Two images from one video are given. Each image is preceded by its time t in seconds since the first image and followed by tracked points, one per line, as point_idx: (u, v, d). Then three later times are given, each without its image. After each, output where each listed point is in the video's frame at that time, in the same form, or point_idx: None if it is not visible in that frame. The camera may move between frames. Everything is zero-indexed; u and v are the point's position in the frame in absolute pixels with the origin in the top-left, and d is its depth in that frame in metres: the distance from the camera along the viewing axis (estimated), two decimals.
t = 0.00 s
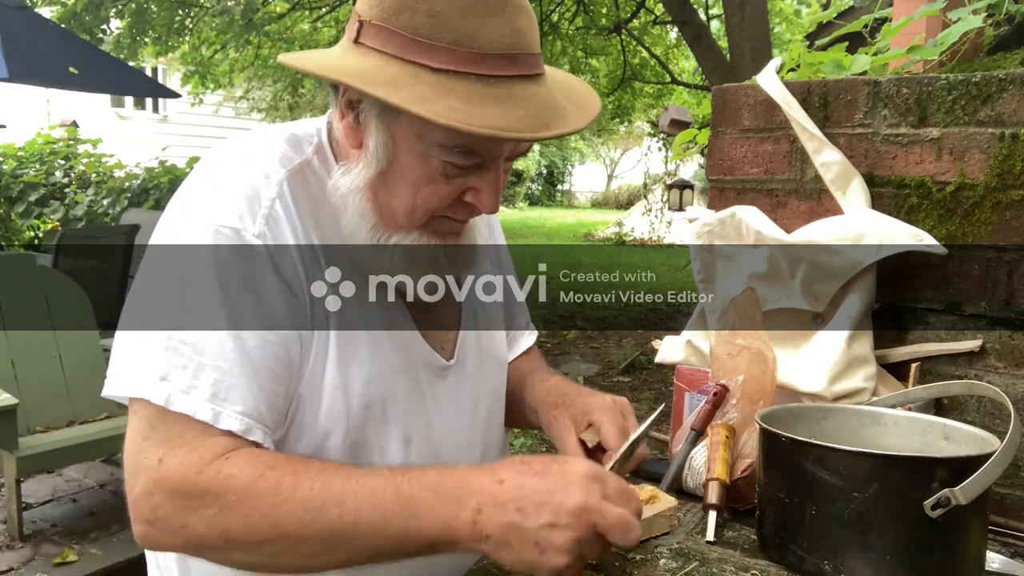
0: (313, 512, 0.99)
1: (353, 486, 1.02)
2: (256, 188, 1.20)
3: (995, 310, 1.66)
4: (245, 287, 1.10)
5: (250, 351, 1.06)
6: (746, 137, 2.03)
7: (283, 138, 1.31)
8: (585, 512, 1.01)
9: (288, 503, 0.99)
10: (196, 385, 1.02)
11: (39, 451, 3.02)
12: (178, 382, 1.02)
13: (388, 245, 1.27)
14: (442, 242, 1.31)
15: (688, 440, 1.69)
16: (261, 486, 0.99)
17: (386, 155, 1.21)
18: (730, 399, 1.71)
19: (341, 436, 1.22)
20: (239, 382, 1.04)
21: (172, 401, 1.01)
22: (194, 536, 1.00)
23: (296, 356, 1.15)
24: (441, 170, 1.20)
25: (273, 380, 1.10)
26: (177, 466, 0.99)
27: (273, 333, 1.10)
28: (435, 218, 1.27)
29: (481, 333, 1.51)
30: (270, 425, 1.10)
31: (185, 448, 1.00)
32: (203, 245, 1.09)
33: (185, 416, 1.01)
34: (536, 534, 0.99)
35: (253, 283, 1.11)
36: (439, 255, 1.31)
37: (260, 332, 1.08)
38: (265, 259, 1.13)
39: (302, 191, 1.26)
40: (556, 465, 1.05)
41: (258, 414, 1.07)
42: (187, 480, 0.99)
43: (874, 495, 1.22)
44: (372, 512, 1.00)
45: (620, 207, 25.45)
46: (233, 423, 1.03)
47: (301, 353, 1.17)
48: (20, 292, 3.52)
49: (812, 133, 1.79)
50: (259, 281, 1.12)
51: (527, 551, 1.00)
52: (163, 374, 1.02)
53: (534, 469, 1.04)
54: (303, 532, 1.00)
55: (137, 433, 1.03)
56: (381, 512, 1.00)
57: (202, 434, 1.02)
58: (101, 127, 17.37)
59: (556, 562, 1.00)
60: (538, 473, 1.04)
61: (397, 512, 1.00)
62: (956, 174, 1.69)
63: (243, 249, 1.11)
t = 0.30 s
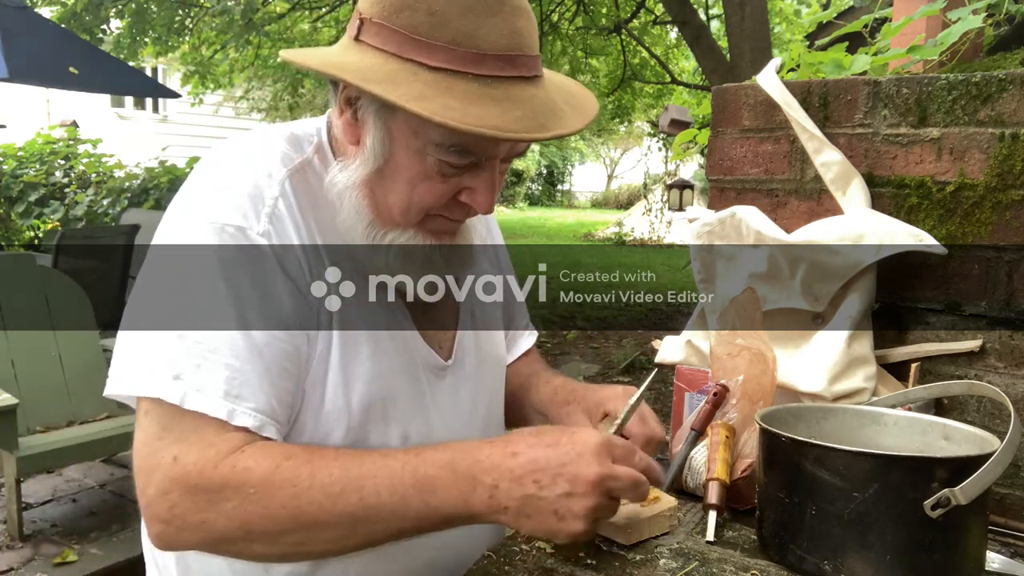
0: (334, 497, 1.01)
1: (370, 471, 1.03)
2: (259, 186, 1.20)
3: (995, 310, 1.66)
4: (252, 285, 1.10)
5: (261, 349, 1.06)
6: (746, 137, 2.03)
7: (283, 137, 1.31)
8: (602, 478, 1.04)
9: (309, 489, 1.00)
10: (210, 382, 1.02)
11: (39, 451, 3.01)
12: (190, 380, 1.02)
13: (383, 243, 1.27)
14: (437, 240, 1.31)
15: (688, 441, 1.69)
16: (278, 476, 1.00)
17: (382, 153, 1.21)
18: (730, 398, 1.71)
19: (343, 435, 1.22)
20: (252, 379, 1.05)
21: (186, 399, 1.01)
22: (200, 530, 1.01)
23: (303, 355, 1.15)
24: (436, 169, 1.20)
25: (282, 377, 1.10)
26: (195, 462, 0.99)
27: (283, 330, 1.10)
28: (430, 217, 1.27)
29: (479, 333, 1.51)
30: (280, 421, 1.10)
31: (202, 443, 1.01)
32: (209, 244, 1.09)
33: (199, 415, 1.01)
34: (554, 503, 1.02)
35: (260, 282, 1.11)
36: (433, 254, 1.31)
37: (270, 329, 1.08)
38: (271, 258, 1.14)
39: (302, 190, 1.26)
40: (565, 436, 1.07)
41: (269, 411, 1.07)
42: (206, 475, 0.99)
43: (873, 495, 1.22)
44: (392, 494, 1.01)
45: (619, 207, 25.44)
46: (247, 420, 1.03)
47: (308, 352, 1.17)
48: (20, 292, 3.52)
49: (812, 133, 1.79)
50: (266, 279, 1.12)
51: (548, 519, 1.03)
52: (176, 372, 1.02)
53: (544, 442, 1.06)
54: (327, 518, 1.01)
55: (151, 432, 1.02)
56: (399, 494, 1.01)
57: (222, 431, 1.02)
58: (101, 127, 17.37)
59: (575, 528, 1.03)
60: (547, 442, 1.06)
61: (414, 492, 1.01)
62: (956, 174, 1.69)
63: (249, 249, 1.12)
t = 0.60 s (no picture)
0: (249, 500, 1.05)
1: (287, 478, 1.07)
2: (248, 189, 1.21)
3: (995, 310, 1.66)
4: (220, 286, 1.12)
5: (218, 352, 1.08)
6: (745, 137, 2.03)
7: (284, 140, 1.31)
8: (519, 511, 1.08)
9: (224, 491, 1.04)
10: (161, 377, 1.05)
11: (39, 451, 3.02)
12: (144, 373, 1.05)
13: (381, 243, 1.28)
14: (436, 241, 1.32)
15: (688, 441, 1.69)
16: (199, 474, 1.04)
17: (382, 153, 1.21)
18: (730, 398, 1.71)
19: (332, 435, 1.23)
20: (202, 379, 1.07)
21: (136, 391, 1.04)
22: (192, 524, 1.05)
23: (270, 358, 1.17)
24: (435, 170, 1.19)
25: (241, 379, 1.12)
26: (124, 445, 1.04)
27: (245, 333, 1.11)
28: (429, 218, 1.27)
29: (479, 334, 1.52)
30: (234, 421, 1.12)
31: (135, 429, 1.04)
32: (186, 243, 1.11)
33: (146, 407, 1.05)
34: (467, 531, 1.06)
35: (231, 284, 1.13)
36: (431, 254, 1.32)
37: (230, 333, 1.10)
38: (247, 261, 1.15)
39: (298, 191, 1.27)
40: (487, 470, 1.12)
41: (221, 410, 1.09)
42: (132, 461, 1.03)
43: (874, 495, 1.22)
44: (303, 503, 1.06)
45: (619, 206, 25.45)
46: (193, 418, 1.06)
47: (280, 353, 1.18)
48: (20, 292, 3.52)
49: (812, 133, 1.79)
50: (235, 280, 1.13)
51: (458, 548, 1.06)
52: (131, 364, 1.05)
53: (466, 473, 1.11)
54: (235, 520, 1.05)
55: (100, 413, 1.06)
56: (311, 504, 1.06)
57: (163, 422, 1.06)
58: (101, 127, 17.37)
59: (486, 559, 1.05)
60: (473, 476, 1.11)
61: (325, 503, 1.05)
62: (956, 174, 1.69)
63: (226, 251, 1.12)
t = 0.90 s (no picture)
0: (260, 511, 1.05)
1: (295, 490, 1.08)
2: (239, 191, 1.21)
3: (995, 310, 1.66)
4: (217, 289, 1.11)
5: (218, 354, 1.09)
6: (746, 138, 2.03)
7: (272, 142, 1.31)
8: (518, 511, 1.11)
9: (232, 502, 1.05)
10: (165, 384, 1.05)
11: (39, 451, 3.02)
12: (148, 380, 1.05)
13: (374, 244, 1.28)
14: (429, 240, 1.32)
15: (688, 441, 1.69)
16: (209, 484, 1.04)
17: (372, 154, 1.21)
18: (730, 398, 1.71)
19: (323, 437, 1.23)
20: (206, 384, 1.07)
21: (141, 399, 1.04)
22: (200, 533, 1.05)
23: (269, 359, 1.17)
24: (426, 170, 1.20)
25: (240, 383, 1.12)
26: (131, 456, 1.04)
27: (244, 335, 1.12)
28: (421, 217, 1.27)
29: (470, 333, 1.50)
30: (236, 423, 1.13)
31: (140, 440, 1.04)
32: (180, 248, 1.11)
33: (151, 414, 1.05)
34: (468, 533, 1.08)
35: (228, 287, 1.13)
36: (426, 254, 1.33)
37: (229, 335, 1.10)
38: (240, 263, 1.15)
39: (288, 193, 1.26)
40: (486, 479, 1.16)
41: (224, 412, 1.10)
42: (139, 471, 1.03)
43: (874, 496, 1.22)
44: (311, 514, 1.06)
45: (619, 207, 25.45)
46: (199, 422, 1.06)
47: (278, 353, 1.18)
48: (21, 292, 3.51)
49: (812, 133, 1.79)
50: (230, 282, 1.13)
51: (459, 552, 1.07)
52: (133, 372, 1.05)
53: (466, 484, 1.15)
54: (243, 531, 1.05)
55: (103, 421, 1.06)
56: (320, 515, 1.06)
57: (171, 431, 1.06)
58: (101, 127, 17.37)
59: (488, 560, 1.07)
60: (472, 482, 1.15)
61: (333, 514, 1.06)
62: (956, 174, 1.69)
63: (219, 253, 1.12)
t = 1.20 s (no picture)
0: (265, 511, 1.05)
1: (296, 491, 1.08)
2: (239, 191, 1.21)
3: (995, 310, 1.66)
4: (218, 289, 1.11)
5: (219, 354, 1.09)
6: (745, 138, 2.03)
7: (272, 141, 1.31)
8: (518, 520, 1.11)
9: (235, 505, 1.05)
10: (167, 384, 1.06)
11: (39, 451, 3.01)
12: (150, 381, 1.05)
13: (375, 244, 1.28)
14: (430, 240, 1.32)
15: (688, 441, 1.69)
16: (210, 485, 1.04)
17: (373, 154, 1.21)
18: (730, 398, 1.71)
19: (323, 437, 1.23)
20: (207, 385, 1.07)
21: (144, 399, 1.04)
22: (202, 535, 1.05)
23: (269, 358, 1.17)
24: (427, 170, 1.20)
25: (242, 383, 1.12)
26: (135, 457, 1.04)
27: (245, 335, 1.12)
28: (423, 217, 1.28)
29: (468, 333, 1.50)
30: (237, 424, 1.13)
31: (144, 442, 1.05)
32: (181, 248, 1.11)
33: (154, 414, 1.05)
34: (468, 544, 1.08)
35: (229, 287, 1.13)
36: (427, 254, 1.32)
37: (231, 335, 1.10)
38: (241, 263, 1.14)
39: (288, 194, 1.26)
40: (487, 481, 1.15)
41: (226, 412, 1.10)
42: (143, 472, 1.03)
43: (874, 495, 1.22)
44: (313, 516, 1.06)
45: (619, 206, 25.44)
46: (200, 422, 1.06)
47: (278, 354, 1.18)
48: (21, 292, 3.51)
49: (812, 133, 1.79)
50: (231, 282, 1.13)
51: (459, 561, 1.08)
52: (135, 372, 1.04)
53: (467, 485, 1.14)
54: (246, 532, 1.05)
55: (106, 423, 1.06)
56: (322, 517, 1.06)
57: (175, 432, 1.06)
58: (101, 127, 17.37)
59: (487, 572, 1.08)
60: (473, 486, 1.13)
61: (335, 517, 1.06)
62: (956, 174, 1.69)
63: (219, 253, 1.12)
